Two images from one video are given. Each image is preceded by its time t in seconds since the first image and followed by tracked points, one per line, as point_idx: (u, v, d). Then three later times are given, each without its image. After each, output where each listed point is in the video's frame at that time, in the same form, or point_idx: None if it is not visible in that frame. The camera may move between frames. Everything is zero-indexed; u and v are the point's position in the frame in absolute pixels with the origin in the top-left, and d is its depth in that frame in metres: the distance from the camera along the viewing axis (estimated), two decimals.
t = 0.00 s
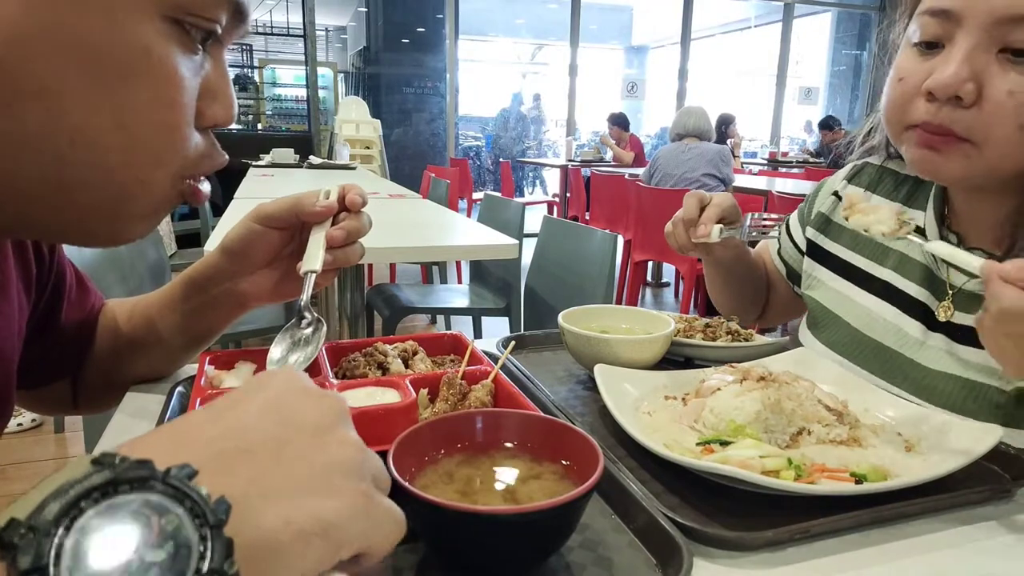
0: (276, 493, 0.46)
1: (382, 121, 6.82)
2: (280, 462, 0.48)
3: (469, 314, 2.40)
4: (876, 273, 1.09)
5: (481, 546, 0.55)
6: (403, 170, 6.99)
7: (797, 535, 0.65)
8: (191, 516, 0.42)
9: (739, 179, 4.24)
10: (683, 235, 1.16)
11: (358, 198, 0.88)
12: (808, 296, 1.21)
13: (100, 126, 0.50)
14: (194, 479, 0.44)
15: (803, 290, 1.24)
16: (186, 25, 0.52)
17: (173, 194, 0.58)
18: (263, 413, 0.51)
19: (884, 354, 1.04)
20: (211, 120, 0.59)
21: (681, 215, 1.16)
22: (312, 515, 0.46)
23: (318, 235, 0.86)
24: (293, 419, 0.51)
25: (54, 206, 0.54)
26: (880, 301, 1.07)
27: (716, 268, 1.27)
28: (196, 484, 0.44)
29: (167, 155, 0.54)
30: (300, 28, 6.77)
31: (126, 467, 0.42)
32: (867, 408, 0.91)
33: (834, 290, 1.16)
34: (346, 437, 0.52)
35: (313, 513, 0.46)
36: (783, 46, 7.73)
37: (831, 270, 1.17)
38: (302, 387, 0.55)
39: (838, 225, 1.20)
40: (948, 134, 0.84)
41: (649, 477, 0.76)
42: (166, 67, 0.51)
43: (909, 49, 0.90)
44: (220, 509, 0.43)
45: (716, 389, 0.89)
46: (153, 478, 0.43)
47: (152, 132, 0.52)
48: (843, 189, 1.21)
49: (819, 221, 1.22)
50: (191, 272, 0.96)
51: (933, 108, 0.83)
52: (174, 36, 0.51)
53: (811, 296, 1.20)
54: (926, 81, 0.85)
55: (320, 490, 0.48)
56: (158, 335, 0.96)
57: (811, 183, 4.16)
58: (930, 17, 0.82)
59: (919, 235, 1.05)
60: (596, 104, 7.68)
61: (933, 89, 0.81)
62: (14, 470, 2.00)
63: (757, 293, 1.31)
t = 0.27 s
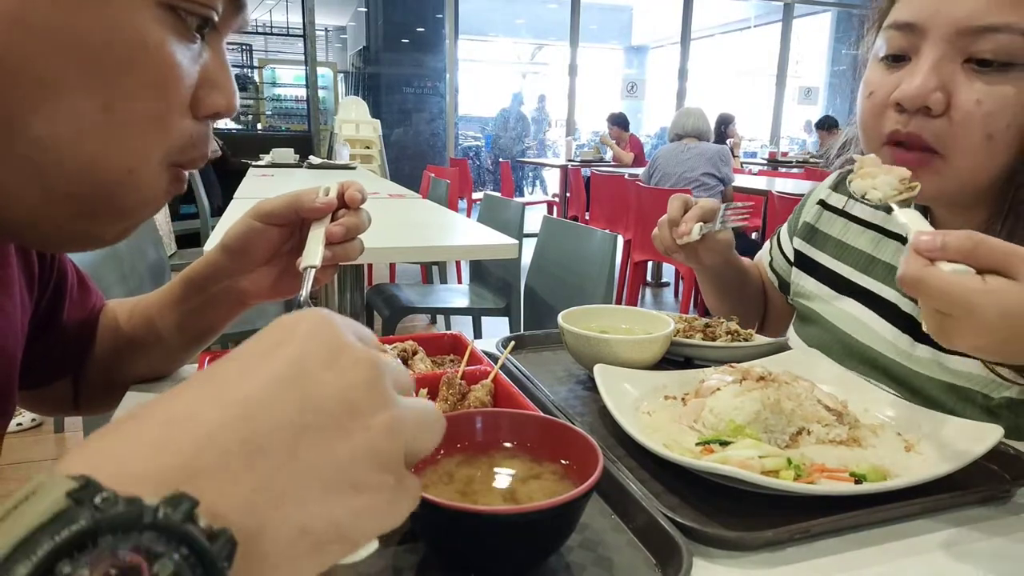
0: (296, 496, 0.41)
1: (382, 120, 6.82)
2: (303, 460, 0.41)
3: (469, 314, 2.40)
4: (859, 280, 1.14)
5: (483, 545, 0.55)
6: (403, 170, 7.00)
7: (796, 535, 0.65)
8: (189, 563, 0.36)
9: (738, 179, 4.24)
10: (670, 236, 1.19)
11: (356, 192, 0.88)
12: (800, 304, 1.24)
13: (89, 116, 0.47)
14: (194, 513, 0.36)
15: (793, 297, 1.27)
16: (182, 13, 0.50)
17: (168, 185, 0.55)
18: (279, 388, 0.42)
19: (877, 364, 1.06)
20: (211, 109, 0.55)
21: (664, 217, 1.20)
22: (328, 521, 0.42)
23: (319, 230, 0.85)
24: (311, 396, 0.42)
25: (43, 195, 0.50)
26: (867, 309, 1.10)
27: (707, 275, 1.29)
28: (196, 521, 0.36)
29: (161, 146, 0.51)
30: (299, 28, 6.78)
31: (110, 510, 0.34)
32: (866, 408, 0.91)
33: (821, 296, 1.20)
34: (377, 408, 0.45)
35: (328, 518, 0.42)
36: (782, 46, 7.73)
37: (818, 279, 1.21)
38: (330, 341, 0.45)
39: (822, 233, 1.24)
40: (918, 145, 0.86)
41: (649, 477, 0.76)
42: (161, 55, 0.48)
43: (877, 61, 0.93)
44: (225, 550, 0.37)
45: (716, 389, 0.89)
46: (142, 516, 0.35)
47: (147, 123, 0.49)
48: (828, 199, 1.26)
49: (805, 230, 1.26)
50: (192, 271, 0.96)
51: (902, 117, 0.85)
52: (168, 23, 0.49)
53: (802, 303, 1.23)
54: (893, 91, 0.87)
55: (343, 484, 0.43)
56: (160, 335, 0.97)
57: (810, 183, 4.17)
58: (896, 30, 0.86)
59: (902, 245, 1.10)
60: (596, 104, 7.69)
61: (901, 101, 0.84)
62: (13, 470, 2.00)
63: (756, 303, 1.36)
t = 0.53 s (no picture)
0: (296, 513, 0.43)
1: (382, 120, 6.82)
2: (296, 477, 0.42)
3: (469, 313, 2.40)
4: (853, 285, 1.14)
5: (481, 545, 0.55)
6: (402, 170, 7.00)
7: (797, 535, 0.65)
8: (203, 554, 0.41)
9: (738, 179, 4.24)
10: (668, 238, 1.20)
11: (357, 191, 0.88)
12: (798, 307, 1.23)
13: (75, 116, 0.46)
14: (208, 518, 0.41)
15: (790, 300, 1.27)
16: (159, 11, 0.49)
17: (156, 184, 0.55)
18: (264, 407, 0.42)
19: (873, 367, 1.05)
20: (192, 111, 0.55)
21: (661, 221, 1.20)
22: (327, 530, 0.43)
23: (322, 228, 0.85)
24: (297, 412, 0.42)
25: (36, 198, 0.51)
26: (863, 313, 1.10)
27: (706, 280, 1.29)
28: (211, 522, 0.41)
29: (147, 146, 0.51)
30: (299, 27, 6.77)
31: (137, 507, 0.41)
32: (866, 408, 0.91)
33: (817, 300, 1.20)
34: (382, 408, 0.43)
35: (325, 526, 0.43)
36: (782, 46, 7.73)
37: (811, 285, 1.21)
38: (314, 351, 0.43)
39: (817, 238, 1.25)
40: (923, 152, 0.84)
41: (649, 477, 0.76)
42: (139, 54, 0.47)
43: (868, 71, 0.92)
44: (234, 550, 0.41)
45: (716, 390, 0.89)
46: (163, 514, 0.41)
47: (128, 122, 0.49)
48: (823, 204, 1.27)
49: (800, 236, 1.27)
50: (193, 271, 0.96)
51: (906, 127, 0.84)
52: (145, 21, 0.48)
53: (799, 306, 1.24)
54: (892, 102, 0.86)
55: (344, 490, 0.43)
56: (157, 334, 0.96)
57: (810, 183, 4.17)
58: (888, 42, 0.85)
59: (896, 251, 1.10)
60: (596, 104, 7.69)
61: (902, 111, 0.82)
62: (13, 470, 2.00)
63: (755, 306, 1.35)
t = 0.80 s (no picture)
0: (293, 498, 0.44)
1: (381, 120, 6.82)
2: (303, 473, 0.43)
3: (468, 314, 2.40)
4: (854, 285, 1.13)
5: (481, 543, 0.55)
6: (402, 170, 7.00)
7: (796, 534, 0.65)
8: (219, 552, 0.41)
9: (738, 179, 4.24)
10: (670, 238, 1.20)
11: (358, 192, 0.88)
12: (798, 308, 1.23)
13: (58, 116, 0.46)
14: (222, 514, 0.42)
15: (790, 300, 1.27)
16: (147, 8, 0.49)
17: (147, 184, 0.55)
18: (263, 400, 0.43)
19: (872, 367, 1.05)
20: (184, 107, 0.54)
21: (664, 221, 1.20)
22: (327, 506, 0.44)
23: (323, 229, 0.85)
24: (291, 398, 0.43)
25: (26, 199, 0.51)
26: (863, 314, 1.09)
27: (708, 281, 1.30)
28: (225, 518, 0.42)
29: (136, 145, 0.51)
30: (298, 27, 6.76)
31: (157, 507, 0.40)
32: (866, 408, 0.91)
33: (817, 301, 1.20)
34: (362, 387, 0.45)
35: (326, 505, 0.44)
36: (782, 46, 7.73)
37: (811, 286, 1.21)
38: (305, 346, 0.45)
39: (818, 239, 1.25)
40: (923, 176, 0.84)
41: (649, 477, 0.76)
42: (129, 53, 0.47)
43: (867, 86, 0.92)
44: (248, 543, 0.42)
45: (715, 389, 0.89)
46: (182, 513, 0.41)
47: (115, 122, 0.48)
48: (823, 205, 1.27)
49: (800, 237, 1.27)
50: (193, 273, 0.96)
51: (911, 152, 0.83)
52: (136, 20, 0.48)
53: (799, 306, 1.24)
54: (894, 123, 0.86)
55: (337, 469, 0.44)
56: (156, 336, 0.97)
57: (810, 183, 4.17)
58: (888, 57, 0.85)
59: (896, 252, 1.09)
60: (596, 104, 7.69)
61: (906, 134, 0.82)
62: (13, 470, 2.00)
63: (756, 306, 1.36)
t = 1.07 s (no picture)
0: (300, 501, 0.44)
1: (381, 120, 6.82)
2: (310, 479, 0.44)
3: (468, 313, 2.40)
4: (856, 284, 1.13)
5: (480, 546, 0.55)
6: (402, 170, 7.00)
7: (798, 534, 0.65)
8: (225, 550, 0.41)
9: (738, 179, 4.24)
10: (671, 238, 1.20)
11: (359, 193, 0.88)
12: (799, 307, 1.23)
13: (65, 119, 0.46)
14: (229, 513, 0.41)
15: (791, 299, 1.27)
16: (160, 14, 0.49)
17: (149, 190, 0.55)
18: (277, 408, 0.44)
19: (872, 366, 1.05)
20: (190, 109, 0.55)
21: (665, 221, 1.20)
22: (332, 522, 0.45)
23: (323, 230, 0.85)
24: (305, 415, 0.44)
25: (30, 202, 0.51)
26: (863, 312, 1.10)
27: (711, 280, 1.30)
28: (231, 518, 0.41)
29: (142, 146, 0.51)
30: (299, 27, 6.76)
31: (169, 505, 0.40)
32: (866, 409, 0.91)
33: (818, 300, 1.20)
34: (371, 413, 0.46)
35: (332, 518, 0.45)
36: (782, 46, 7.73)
37: (813, 283, 1.21)
38: (320, 363, 0.46)
39: (820, 238, 1.25)
40: (915, 171, 0.84)
41: (649, 477, 0.76)
42: (137, 55, 0.47)
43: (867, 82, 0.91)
44: (252, 541, 0.41)
45: (716, 389, 0.89)
46: (191, 513, 0.40)
47: (122, 125, 0.48)
48: (826, 203, 1.27)
49: (802, 234, 1.27)
50: (195, 274, 0.96)
51: (902, 148, 0.83)
52: (148, 25, 0.48)
53: (800, 304, 1.24)
54: (890, 118, 0.86)
55: (343, 488, 0.45)
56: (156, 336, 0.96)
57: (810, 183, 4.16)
58: (888, 54, 0.85)
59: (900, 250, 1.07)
60: (596, 104, 7.69)
61: (900, 130, 0.82)
62: (12, 470, 2.00)
63: (757, 306, 1.36)
